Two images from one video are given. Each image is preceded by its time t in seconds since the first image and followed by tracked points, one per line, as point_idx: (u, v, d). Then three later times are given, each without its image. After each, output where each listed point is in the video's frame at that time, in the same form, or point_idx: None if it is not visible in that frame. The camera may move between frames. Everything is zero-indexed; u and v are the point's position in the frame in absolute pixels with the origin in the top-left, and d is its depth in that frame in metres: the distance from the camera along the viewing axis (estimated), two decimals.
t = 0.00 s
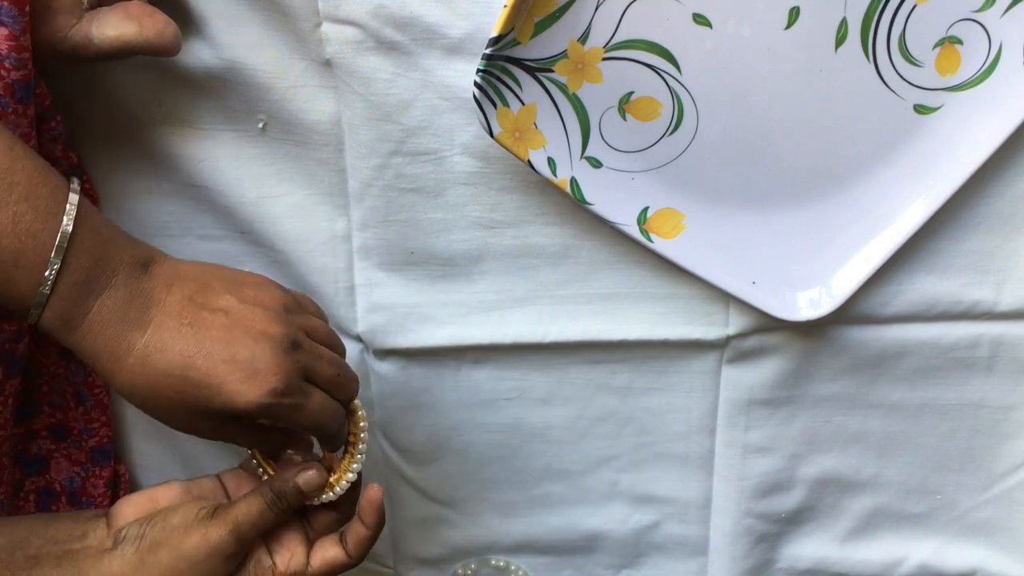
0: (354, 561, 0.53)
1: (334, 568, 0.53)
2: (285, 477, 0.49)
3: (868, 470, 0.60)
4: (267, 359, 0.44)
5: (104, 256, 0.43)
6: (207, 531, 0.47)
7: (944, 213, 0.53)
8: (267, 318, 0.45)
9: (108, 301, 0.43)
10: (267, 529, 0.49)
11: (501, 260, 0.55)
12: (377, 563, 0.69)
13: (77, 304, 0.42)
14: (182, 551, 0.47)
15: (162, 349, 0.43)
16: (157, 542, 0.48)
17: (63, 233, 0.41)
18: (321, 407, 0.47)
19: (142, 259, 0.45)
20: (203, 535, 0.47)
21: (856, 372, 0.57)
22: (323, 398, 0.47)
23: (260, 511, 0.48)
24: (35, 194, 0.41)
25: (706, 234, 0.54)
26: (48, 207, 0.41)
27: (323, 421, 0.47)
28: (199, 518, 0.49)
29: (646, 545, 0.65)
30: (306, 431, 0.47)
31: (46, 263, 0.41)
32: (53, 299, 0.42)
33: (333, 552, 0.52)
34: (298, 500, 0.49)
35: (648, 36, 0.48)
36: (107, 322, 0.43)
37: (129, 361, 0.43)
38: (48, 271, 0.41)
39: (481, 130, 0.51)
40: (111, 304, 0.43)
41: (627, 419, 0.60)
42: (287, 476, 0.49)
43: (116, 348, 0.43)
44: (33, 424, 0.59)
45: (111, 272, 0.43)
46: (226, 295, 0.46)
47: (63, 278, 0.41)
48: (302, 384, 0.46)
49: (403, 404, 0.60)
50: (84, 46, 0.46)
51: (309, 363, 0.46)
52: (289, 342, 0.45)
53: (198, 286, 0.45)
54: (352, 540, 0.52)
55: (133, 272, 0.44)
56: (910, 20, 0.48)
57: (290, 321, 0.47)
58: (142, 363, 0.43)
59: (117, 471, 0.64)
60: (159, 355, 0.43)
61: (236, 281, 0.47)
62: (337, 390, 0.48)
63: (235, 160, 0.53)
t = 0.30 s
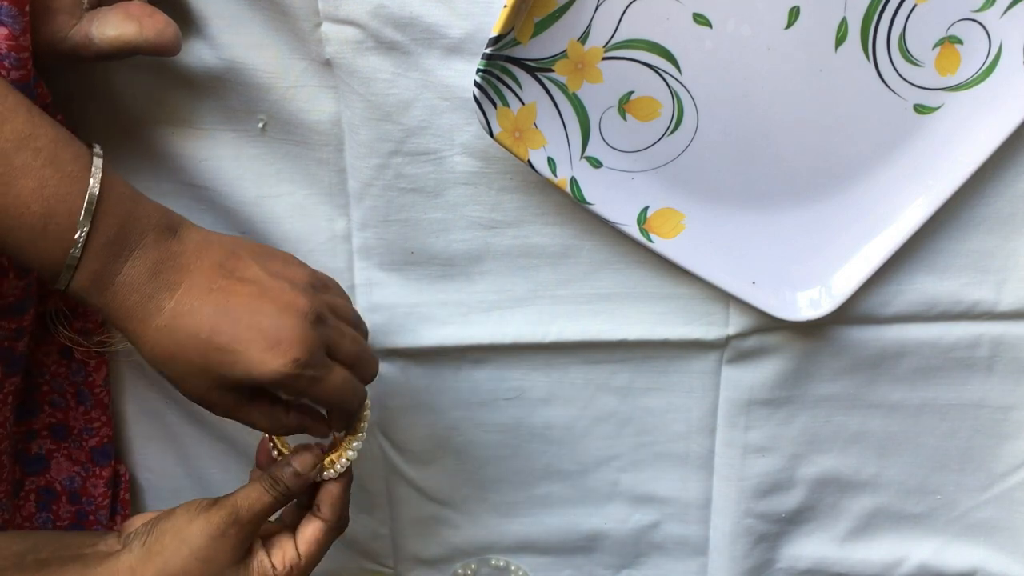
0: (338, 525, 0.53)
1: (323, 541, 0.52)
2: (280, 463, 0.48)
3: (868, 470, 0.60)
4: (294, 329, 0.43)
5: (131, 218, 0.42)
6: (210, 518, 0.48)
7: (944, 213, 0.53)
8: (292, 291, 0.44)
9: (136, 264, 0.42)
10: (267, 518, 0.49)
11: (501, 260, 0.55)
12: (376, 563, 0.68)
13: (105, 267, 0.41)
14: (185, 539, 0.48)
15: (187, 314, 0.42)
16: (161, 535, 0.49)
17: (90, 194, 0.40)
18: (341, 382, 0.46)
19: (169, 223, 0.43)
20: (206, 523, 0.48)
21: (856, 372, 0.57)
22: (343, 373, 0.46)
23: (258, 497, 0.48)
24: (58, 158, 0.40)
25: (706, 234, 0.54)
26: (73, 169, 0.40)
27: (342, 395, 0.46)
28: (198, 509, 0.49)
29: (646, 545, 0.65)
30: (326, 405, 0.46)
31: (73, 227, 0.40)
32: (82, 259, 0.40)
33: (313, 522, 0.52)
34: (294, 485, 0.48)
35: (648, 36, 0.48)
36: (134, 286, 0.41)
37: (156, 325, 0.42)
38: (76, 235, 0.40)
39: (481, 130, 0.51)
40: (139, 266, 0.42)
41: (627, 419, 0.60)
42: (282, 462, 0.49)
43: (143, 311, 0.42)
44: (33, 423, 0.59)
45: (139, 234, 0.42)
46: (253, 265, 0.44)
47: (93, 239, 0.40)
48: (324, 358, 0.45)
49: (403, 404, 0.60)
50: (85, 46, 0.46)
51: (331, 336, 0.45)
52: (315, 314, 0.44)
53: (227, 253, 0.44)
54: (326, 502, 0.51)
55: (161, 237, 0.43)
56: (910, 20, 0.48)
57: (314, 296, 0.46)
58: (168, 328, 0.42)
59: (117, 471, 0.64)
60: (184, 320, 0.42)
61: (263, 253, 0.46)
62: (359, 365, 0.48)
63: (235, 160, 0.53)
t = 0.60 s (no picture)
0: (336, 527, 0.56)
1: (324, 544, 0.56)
2: (289, 488, 0.49)
3: (868, 470, 0.60)
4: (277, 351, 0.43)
5: (113, 232, 0.41)
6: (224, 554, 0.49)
7: (944, 213, 0.53)
8: (278, 309, 0.44)
9: (120, 279, 0.41)
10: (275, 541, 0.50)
11: (501, 260, 0.55)
12: (376, 563, 0.68)
13: (88, 283, 0.41)
14: None
15: (172, 331, 0.42)
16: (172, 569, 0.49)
17: (71, 212, 0.40)
18: (333, 401, 0.45)
19: (154, 235, 0.43)
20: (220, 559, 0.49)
21: (856, 372, 0.57)
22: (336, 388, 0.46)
23: (270, 525, 0.49)
24: (44, 171, 0.40)
25: (706, 234, 0.54)
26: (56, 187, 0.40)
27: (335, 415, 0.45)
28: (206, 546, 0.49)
29: (645, 545, 0.65)
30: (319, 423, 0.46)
31: (55, 243, 0.40)
32: (65, 274, 0.40)
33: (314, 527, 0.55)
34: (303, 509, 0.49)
35: (648, 36, 0.48)
36: (118, 301, 0.41)
37: (140, 342, 0.42)
38: (58, 250, 0.40)
39: (481, 130, 0.51)
40: (122, 282, 0.41)
41: (627, 419, 0.60)
42: (290, 486, 0.49)
43: (127, 326, 0.42)
44: (33, 423, 0.59)
45: (123, 249, 0.42)
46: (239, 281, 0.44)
47: (74, 255, 0.40)
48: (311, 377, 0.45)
49: (404, 404, 0.60)
50: (85, 46, 0.46)
51: (316, 355, 0.46)
52: (300, 335, 0.44)
53: (213, 269, 0.44)
54: (328, 509, 0.55)
55: (144, 250, 0.42)
56: (910, 20, 0.48)
57: (301, 315, 0.46)
58: (152, 345, 0.42)
59: (117, 471, 0.64)
60: (168, 338, 0.42)
61: (249, 266, 0.45)
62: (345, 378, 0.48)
63: (235, 160, 0.53)
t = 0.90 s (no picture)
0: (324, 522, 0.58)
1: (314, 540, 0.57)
2: (279, 487, 0.50)
3: (868, 470, 0.60)
4: (260, 378, 0.42)
5: (118, 225, 0.41)
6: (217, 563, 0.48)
7: (944, 213, 0.53)
8: (274, 334, 0.43)
9: (122, 272, 0.42)
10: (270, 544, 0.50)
11: (502, 260, 0.55)
12: (376, 563, 0.68)
13: (92, 270, 0.41)
14: None
15: (167, 330, 0.42)
16: None
17: (72, 205, 0.40)
18: (303, 428, 0.46)
19: (163, 227, 0.43)
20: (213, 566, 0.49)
21: (856, 372, 0.57)
22: (307, 422, 0.46)
23: (268, 528, 0.49)
24: (48, 160, 0.39)
25: (706, 234, 0.54)
26: (61, 178, 0.40)
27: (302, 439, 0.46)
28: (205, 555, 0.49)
29: (645, 545, 0.65)
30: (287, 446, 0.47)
31: (57, 235, 0.40)
32: (70, 261, 0.41)
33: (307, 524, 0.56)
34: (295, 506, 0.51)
35: (648, 36, 0.48)
36: (120, 291, 0.42)
37: (137, 332, 0.42)
38: (62, 240, 0.40)
39: (481, 130, 0.51)
40: (124, 273, 0.42)
41: (627, 419, 0.60)
42: (278, 485, 0.50)
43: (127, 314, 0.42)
44: (33, 423, 0.59)
45: (128, 241, 0.42)
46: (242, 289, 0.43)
47: (76, 246, 0.40)
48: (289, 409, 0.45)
49: (404, 405, 0.60)
50: (84, 46, 0.46)
51: (305, 386, 0.45)
52: (289, 368, 0.43)
53: (218, 271, 0.43)
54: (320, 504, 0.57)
55: (151, 243, 0.42)
56: (910, 20, 0.48)
57: (299, 342, 0.44)
58: (148, 337, 0.42)
59: (117, 471, 0.64)
60: (162, 334, 0.42)
61: (257, 271, 0.45)
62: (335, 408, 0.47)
63: (235, 160, 0.53)
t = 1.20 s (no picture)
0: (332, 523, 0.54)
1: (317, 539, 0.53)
2: (284, 457, 0.49)
3: (868, 470, 0.60)
4: (264, 355, 0.42)
5: (121, 216, 0.41)
6: (212, 519, 0.47)
7: (944, 213, 0.53)
8: (275, 311, 0.42)
9: (128, 263, 0.42)
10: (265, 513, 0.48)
11: (501, 260, 0.55)
12: (376, 563, 0.68)
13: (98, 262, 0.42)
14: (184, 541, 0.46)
15: (173, 317, 0.42)
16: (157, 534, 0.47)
17: (77, 202, 0.40)
18: (316, 402, 0.45)
19: (166, 218, 0.43)
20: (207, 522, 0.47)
21: (856, 372, 0.57)
22: (320, 393, 0.45)
23: (264, 494, 0.47)
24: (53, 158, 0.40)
25: (706, 234, 0.54)
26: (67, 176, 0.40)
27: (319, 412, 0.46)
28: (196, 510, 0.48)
29: (645, 545, 0.65)
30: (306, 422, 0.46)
31: (64, 232, 0.40)
32: (76, 254, 0.41)
33: (309, 517, 0.53)
34: (297, 479, 0.49)
35: (648, 37, 0.48)
36: (126, 282, 0.42)
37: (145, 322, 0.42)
38: (68, 236, 0.40)
39: (481, 130, 0.51)
40: (131, 263, 0.42)
41: (627, 419, 0.60)
42: (284, 457, 0.49)
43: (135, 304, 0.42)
44: (33, 423, 0.59)
45: (133, 232, 0.42)
46: (246, 270, 0.43)
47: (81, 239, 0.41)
48: (297, 382, 0.44)
49: (404, 404, 0.60)
50: (85, 46, 0.46)
51: (310, 360, 0.44)
52: (291, 343, 0.43)
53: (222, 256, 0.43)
54: (326, 499, 0.53)
55: (154, 234, 0.42)
56: (910, 21, 0.48)
57: (300, 316, 0.43)
58: (154, 324, 0.42)
59: (117, 471, 0.63)
60: (169, 321, 0.42)
61: (259, 252, 0.44)
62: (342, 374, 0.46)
63: (235, 160, 0.53)
